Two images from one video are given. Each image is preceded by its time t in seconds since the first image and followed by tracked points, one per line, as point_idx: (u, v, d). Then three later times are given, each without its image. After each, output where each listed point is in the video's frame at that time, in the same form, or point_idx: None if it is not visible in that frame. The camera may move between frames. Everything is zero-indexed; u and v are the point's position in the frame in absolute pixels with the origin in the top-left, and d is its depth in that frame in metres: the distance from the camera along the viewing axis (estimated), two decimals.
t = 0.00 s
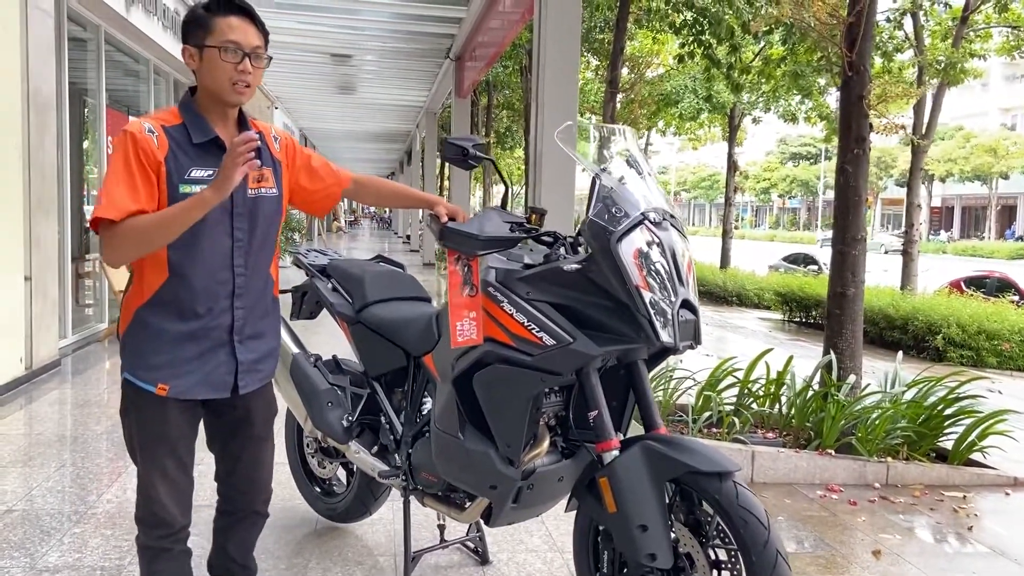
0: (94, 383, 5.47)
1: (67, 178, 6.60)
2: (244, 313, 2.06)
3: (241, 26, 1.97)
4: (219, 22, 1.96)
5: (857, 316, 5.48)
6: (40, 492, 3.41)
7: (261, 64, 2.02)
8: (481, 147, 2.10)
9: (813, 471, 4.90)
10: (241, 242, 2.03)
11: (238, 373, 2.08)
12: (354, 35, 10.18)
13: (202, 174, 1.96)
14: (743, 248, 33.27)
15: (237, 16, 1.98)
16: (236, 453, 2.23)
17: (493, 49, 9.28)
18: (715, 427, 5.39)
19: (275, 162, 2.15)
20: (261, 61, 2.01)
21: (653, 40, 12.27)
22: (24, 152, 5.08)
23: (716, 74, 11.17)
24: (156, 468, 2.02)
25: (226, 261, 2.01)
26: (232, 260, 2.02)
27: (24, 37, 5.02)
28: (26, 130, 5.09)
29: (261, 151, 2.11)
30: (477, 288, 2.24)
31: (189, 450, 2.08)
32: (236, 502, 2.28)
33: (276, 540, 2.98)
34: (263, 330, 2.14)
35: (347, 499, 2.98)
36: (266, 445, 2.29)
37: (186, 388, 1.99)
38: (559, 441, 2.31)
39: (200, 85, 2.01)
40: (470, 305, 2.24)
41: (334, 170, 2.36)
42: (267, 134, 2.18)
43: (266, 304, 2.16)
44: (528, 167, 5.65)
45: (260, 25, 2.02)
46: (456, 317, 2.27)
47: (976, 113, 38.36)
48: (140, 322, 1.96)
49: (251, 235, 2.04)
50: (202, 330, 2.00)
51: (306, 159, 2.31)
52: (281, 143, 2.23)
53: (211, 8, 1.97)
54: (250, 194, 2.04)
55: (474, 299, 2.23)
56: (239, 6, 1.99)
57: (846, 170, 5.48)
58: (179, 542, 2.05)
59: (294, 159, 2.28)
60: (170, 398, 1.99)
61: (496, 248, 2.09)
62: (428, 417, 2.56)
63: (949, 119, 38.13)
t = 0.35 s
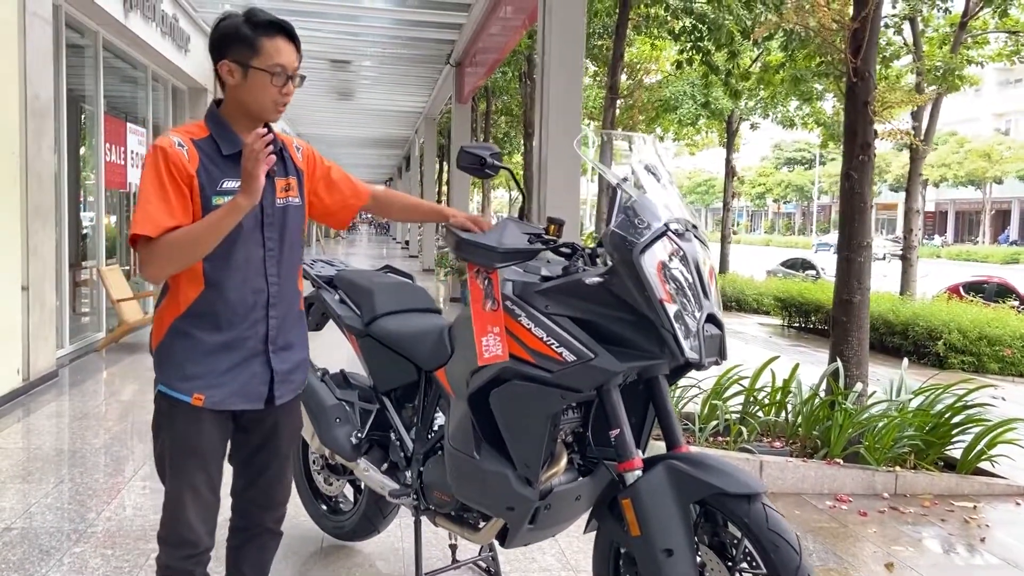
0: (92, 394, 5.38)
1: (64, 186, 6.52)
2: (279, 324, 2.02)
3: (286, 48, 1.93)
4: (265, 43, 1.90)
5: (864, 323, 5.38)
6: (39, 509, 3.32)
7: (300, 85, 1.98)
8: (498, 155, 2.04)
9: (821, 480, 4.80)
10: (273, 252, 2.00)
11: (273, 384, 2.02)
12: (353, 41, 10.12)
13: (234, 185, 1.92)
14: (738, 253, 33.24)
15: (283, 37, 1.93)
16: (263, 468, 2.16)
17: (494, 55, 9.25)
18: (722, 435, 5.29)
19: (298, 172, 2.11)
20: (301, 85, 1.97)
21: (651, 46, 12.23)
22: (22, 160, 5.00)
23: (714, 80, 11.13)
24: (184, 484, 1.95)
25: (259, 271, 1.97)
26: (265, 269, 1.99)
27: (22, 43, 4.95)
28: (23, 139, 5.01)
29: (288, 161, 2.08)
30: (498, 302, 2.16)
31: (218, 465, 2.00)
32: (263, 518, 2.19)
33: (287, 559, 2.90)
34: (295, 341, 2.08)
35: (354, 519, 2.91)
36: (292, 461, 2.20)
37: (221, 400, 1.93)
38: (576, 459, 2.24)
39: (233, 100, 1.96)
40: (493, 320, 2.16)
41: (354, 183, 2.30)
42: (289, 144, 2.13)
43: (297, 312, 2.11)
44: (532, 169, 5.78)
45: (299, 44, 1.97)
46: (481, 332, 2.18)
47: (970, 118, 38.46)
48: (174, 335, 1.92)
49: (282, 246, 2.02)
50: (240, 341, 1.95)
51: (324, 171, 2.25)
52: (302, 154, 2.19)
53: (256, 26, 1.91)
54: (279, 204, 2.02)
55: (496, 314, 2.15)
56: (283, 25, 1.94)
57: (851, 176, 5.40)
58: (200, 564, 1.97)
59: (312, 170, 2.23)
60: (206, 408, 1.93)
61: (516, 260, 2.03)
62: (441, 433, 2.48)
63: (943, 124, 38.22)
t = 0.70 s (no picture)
0: (83, 400, 5.28)
1: (54, 187, 6.42)
2: (297, 329, 1.98)
3: (321, 66, 1.91)
4: (300, 56, 1.87)
5: (865, 325, 5.31)
6: (32, 518, 3.23)
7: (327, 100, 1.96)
8: (510, 154, 1.96)
9: (825, 483, 4.70)
10: (290, 258, 1.95)
11: (291, 388, 1.98)
12: (348, 42, 10.04)
13: (253, 192, 1.88)
14: (732, 255, 33.19)
15: (317, 52, 1.90)
16: (279, 470, 2.09)
17: (490, 57, 9.42)
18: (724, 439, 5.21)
19: (315, 177, 2.07)
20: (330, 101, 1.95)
21: (646, 47, 12.19)
22: (12, 160, 4.90)
23: (710, 82, 11.09)
24: (200, 486, 1.89)
25: (276, 276, 1.93)
26: (282, 275, 1.94)
27: (13, 42, 4.86)
28: (15, 140, 4.92)
29: (305, 167, 2.04)
30: (506, 306, 2.09)
31: (235, 466, 1.95)
32: (278, 521, 2.12)
33: (291, 569, 2.83)
34: (313, 344, 2.05)
35: (356, 528, 2.84)
36: (309, 458, 2.14)
37: (239, 403, 1.89)
38: (588, 468, 2.17)
39: (258, 107, 1.92)
40: (500, 324, 2.09)
41: (370, 189, 2.25)
42: (306, 149, 2.08)
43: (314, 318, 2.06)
44: (533, 168, 5.77)
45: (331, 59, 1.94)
46: (486, 338, 2.12)
47: (962, 120, 38.57)
48: (193, 337, 1.88)
49: (299, 251, 1.97)
50: (261, 346, 1.91)
51: (339, 176, 2.20)
52: (319, 159, 2.14)
53: (291, 38, 1.87)
54: (295, 210, 1.97)
55: (502, 318, 2.09)
56: (318, 39, 1.91)
57: (853, 178, 5.32)
58: (211, 571, 1.91)
59: (327, 174, 2.18)
60: (225, 408, 1.89)
61: (528, 263, 1.95)
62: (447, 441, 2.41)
63: (936, 126, 38.34)
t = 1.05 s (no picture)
0: (78, 401, 5.23)
1: (48, 187, 6.37)
2: (303, 330, 1.95)
3: (312, 56, 1.86)
4: (291, 49, 1.84)
5: (864, 326, 5.29)
6: (26, 521, 3.18)
7: (323, 96, 1.91)
8: (516, 151, 1.93)
9: (824, 485, 4.68)
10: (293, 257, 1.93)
11: (297, 388, 1.95)
12: (343, 41, 10.00)
13: (254, 190, 1.86)
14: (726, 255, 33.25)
15: (309, 44, 1.87)
16: (283, 469, 2.06)
17: (486, 57, 9.50)
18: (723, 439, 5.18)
19: (320, 177, 2.04)
20: (324, 92, 1.91)
21: (642, 48, 12.18)
22: (6, 159, 4.85)
23: (706, 83, 11.09)
24: (205, 486, 1.86)
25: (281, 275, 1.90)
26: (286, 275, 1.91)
27: (7, 39, 4.81)
28: (9, 139, 4.87)
29: (309, 167, 2.00)
30: (512, 306, 2.07)
31: (241, 466, 1.92)
32: (283, 522, 2.08)
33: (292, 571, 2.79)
34: (323, 345, 2.02)
35: (356, 531, 2.81)
36: (313, 458, 2.11)
37: (245, 402, 1.86)
38: (593, 469, 2.15)
39: (258, 104, 1.91)
40: (506, 324, 2.07)
41: (375, 188, 2.22)
42: (311, 150, 2.06)
43: (321, 319, 2.03)
44: (531, 168, 5.75)
45: (327, 54, 1.90)
46: (493, 337, 2.10)
47: (956, 121, 38.71)
48: (199, 337, 1.85)
49: (303, 250, 1.94)
50: (266, 346, 1.88)
51: (345, 177, 2.18)
52: (325, 159, 2.11)
53: (283, 32, 1.85)
54: (300, 209, 1.94)
55: (508, 317, 2.07)
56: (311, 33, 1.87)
57: (852, 178, 5.30)
58: (217, 572, 1.87)
59: (334, 175, 2.16)
60: (230, 408, 1.85)
61: (533, 263, 1.92)
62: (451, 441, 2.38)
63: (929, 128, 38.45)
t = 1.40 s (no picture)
0: (77, 400, 5.23)
1: (46, 186, 6.35)
2: (299, 329, 1.93)
3: (282, 36, 1.87)
4: (258, 34, 1.86)
5: (865, 327, 5.27)
6: (22, 522, 3.17)
7: (302, 71, 1.90)
8: (516, 151, 1.92)
9: (824, 486, 4.66)
10: (292, 256, 1.90)
11: (294, 388, 1.93)
12: (343, 41, 9.99)
13: (252, 188, 1.84)
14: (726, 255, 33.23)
15: (277, 25, 1.87)
16: (280, 470, 2.05)
17: (486, 57, 9.47)
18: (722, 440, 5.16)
19: (324, 177, 2.01)
20: (302, 68, 1.90)
21: (643, 48, 12.16)
22: (4, 159, 4.84)
23: (706, 84, 11.08)
24: (201, 486, 1.85)
25: (278, 275, 1.88)
26: (284, 274, 1.89)
27: (5, 38, 4.79)
28: (7, 138, 4.86)
29: (311, 164, 1.97)
30: (511, 307, 2.06)
31: (238, 466, 1.91)
32: (279, 522, 2.07)
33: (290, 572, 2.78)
34: (322, 345, 2.01)
35: (354, 531, 2.80)
36: (311, 458, 2.10)
37: (240, 402, 1.86)
38: (591, 470, 2.14)
39: (246, 100, 1.91)
40: (504, 325, 2.06)
41: (381, 186, 2.18)
42: (314, 148, 2.03)
43: (321, 319, 2.01)
44: (531, 168, 5.74)
45: (299, 31, 1.90)
46: (492, 338, 2.08)
47: (957, 122, 38.66)
48: (196, 336, 1.85)
49: (302, 249, 1.92)
50: (261, 345, 1.87)
51: (352, 175, 2.13)
52: (331, 159, 2.07)
53: (252, 20, 1.88)
54: (299, 208, 1.91)
55: (506, 319, 2.05)
56: (277, 13, 1.88)
57: (853, 179, 5.29)
58: (213, 571, 1.87)
59: (339, 174, 2.10)
60: (225, 409, 1.85)
61: (533, 263, 1.90)
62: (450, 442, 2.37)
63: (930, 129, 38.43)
